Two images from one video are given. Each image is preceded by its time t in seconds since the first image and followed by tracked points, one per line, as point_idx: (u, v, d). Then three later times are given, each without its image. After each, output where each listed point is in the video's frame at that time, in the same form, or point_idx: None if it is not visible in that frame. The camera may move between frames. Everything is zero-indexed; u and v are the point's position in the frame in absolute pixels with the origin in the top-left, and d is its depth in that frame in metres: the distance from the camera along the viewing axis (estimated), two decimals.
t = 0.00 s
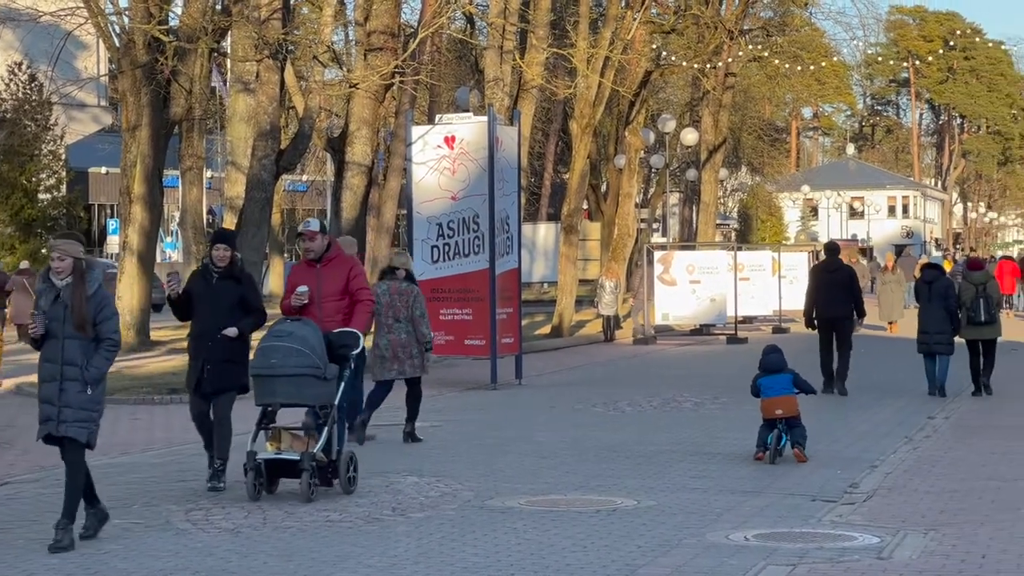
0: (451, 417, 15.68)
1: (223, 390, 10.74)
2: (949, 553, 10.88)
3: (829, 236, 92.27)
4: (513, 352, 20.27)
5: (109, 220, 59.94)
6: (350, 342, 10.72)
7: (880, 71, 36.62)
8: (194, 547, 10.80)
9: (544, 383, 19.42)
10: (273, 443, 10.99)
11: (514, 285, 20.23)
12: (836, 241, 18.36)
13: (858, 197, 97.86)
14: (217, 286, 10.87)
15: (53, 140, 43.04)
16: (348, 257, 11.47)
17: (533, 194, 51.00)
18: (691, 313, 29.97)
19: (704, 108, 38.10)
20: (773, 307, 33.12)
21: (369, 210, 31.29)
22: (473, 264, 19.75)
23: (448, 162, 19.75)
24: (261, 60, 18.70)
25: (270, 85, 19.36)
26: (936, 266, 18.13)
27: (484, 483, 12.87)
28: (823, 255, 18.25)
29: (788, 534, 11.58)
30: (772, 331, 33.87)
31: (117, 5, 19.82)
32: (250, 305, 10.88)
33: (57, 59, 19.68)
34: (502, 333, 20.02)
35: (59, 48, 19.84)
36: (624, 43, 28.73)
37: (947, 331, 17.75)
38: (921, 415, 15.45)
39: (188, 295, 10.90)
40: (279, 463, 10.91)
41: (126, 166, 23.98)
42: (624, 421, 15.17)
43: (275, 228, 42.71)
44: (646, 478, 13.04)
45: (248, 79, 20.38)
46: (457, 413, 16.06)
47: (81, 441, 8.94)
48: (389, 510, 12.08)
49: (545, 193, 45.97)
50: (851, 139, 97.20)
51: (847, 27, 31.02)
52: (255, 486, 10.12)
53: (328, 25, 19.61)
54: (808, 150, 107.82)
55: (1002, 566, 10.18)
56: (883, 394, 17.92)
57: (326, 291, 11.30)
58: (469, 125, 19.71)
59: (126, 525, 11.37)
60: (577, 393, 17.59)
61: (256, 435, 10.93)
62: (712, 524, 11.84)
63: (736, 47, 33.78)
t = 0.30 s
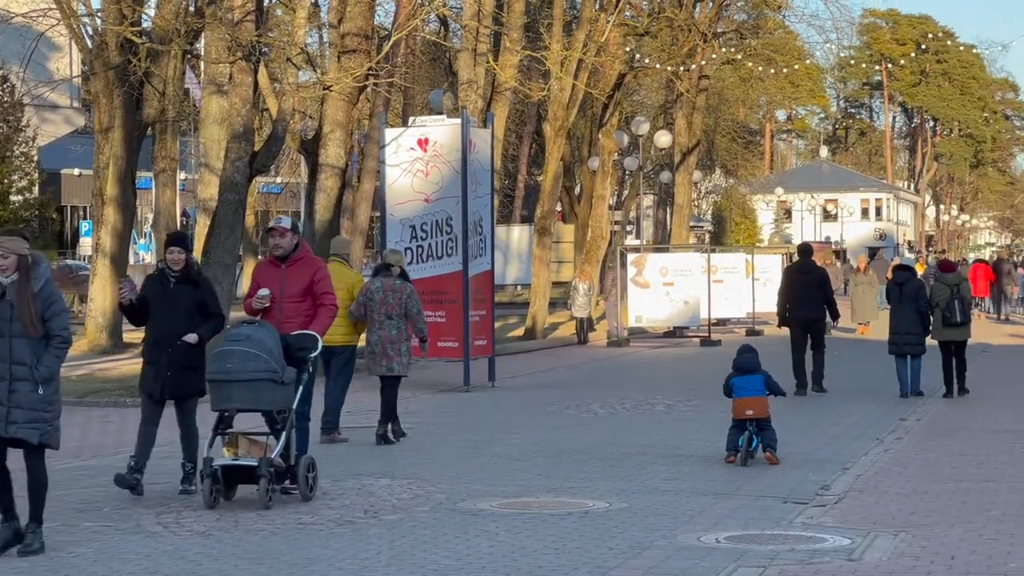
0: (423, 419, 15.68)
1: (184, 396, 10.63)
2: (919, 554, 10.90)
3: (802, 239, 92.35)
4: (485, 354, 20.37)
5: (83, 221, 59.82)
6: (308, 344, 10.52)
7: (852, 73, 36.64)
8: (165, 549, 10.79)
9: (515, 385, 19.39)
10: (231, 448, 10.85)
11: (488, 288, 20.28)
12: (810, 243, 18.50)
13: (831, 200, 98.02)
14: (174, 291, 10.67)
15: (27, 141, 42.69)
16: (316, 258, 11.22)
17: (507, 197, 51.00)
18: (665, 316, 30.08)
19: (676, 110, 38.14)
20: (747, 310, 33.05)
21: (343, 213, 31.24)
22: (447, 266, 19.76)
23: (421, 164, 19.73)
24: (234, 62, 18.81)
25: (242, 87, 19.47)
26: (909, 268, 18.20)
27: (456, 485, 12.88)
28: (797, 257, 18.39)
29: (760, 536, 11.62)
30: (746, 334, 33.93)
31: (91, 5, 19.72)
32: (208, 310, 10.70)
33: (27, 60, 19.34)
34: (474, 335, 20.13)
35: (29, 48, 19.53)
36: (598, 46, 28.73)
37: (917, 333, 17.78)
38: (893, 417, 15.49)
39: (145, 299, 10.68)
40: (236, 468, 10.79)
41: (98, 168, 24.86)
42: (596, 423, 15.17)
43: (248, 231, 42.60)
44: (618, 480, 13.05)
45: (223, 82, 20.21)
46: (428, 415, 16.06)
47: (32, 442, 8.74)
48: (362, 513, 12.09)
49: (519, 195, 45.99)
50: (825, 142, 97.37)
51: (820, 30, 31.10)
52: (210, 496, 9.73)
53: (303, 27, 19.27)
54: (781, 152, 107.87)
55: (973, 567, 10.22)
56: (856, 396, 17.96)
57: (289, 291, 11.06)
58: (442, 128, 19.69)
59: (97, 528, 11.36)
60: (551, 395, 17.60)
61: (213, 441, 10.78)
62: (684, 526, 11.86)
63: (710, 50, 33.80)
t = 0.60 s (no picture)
0: (394, 421, 15.66)
1: (130, 399, 10.50)
2: (889, 555, 10.93)
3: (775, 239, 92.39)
4: (456, 355, 20.39)
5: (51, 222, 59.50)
6: (266, 348, 10.40)
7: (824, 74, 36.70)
8: (132, 552, 10.73)
9: (487, 386, 19.41)
10: (184, 454, 10.26)
11: (458, 289, 20.29)
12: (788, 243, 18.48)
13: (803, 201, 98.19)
14: (118, 291, 10.48)
15: None
16: (273, 259, 10.94)
17: (478, 198, 50.96)
18: (636, 317, 29.96)
19: (647, 112, 38.10)
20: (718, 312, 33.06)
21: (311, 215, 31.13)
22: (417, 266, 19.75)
23: (391, 165, 19.66)
24: (203, 62, 18.79)
25: (213, 88, 19.32)
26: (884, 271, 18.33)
27: (425, 486, 12.87)
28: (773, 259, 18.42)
29: (730, 537, 11.64)
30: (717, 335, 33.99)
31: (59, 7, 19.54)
32: (154, 310, 10.56)
33: None
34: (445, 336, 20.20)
35: None
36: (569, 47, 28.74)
37: (890, 336, 17.91)
38: (863, 418, 15.51)
39: (87, 301, 10.46)
40: (190, 474, 10.16)
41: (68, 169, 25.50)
42: (567, 424, 15.18)
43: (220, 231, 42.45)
44: (588, 481, 13.07)
45: (193, 82, 20.19)
46: (398, 416, 16.04)
47: None
48: (331, 514, 12.08)
49: (490, 196, 45.95)
50: (795, 144, 97.35)
51: (790, 31, 31.12)
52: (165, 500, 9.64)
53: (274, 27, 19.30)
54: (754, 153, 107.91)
55: (942, 567, 10.25)
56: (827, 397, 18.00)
57: (247, 293, 10.75)
58: (413, 129, 19.63)
59: (64, 530, 11.31)
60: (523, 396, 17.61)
61: (166, 446, 10.20)
62: (654, 527, 11.87)
63: (681, 51, 33.75)
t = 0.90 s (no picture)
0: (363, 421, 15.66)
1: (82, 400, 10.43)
2: (856, 555, 10.96)
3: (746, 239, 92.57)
4: (425, 356, 20.26)
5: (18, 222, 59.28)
6: (219, 348, 10.01)
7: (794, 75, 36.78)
8: (100, 552, 10.69)
9: (457, 386, 19.47)
10: (137, 457, 10.16)
11: (428, 289, 20.30)
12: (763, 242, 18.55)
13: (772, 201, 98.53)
14: (67, 291, 10.43)
15: None
16: (222, 257, 10.47)
17: (447, 198, 50.97)
18: (606, 317, 29.96)
19: (617, 112, 38.14)
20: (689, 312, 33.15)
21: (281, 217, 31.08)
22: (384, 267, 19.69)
23: (362, 165, 19.64)
24: (173, 62, 19.00)
25: (183, 88, 19.70)
26: (857, 272, 18.51)
27: (394, 487, 12.87)
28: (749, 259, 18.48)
29: (698, 537, 11.66)
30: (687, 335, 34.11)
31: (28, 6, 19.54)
32: (105, 309, 10.50)
33: None
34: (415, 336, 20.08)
35: None
36: (539, 47, 28.70)
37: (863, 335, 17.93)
38: (832, 418, 15.55)
39: (38, 301, 10.42)
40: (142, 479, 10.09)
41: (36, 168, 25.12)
42: (536, 425, 15.19)
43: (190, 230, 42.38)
44: (557, 481, 13.08)
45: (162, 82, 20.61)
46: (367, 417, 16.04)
47: None
48: (300, 514, 12.07)
49: (459, 196, 45.91)
50: (766, 144, 97.39)
51: (760, 32, 31.17)
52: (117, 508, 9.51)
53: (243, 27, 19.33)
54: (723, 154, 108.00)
55: (909, 567, 10.29)
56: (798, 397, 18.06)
57: (196, 293, 10.29)
58: (383, 129, 19.62)
59: (31, 531, 11.27)
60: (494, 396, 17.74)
61: (118, 449, 10.12)
62: (622, 528, 11.88)
63: (650, 50, 33.74)
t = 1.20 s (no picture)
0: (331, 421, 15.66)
1: (31, 406, 10.23)
2: (824, 554, 10.98)
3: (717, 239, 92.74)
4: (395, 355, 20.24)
5: None
6: (174, 349, 9.78)
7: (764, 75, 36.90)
8: (66, 551, 10.62)
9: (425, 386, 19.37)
10: (89, 461, 10.17)
11: (397, 289, 20.25)
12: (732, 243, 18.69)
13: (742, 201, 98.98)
14: (19, 293, 10.29)
15: None
16: (178, 255, 10.16)
17: (417, 196, 51.02)
18: (575, 317, 30.05)
19: (587, 112, 38.20)
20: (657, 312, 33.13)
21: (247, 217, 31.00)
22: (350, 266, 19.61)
23: (330, 165, 19.69)
24: (141, 60, 19.03)
25: (151, 86, 19.86)
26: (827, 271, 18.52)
27: (362, 486, 12.85)
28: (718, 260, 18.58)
29: (666, 536, 11.67)
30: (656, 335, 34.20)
31: None
32: (57, 314, 10.37)
33: None
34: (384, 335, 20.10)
35: None
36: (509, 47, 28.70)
37: (832, 333, 18.12)
38: (800, 418, 15.59)
39: None
40: (94, 483, 10.08)
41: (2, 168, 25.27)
42: (504, 425, 15.20)
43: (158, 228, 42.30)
44: (526, 481, 13.09)
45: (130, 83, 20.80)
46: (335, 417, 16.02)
47: None
48: (268, 514, 12.05)
49: (428, 195, 45.95)
50: (738, 143, 97.55)
51: (729, 32, 31.23)
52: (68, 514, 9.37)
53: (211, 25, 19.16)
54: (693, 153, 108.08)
55: (877, 566, 10.30)
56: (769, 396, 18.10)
57: (149, 291, 9.97)
58: (352, 128, 19.67)
59: None
60: (461, 396, 17.68)
61: (69, 453, 10.08)
62: (591, 527, 11.88)
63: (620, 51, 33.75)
